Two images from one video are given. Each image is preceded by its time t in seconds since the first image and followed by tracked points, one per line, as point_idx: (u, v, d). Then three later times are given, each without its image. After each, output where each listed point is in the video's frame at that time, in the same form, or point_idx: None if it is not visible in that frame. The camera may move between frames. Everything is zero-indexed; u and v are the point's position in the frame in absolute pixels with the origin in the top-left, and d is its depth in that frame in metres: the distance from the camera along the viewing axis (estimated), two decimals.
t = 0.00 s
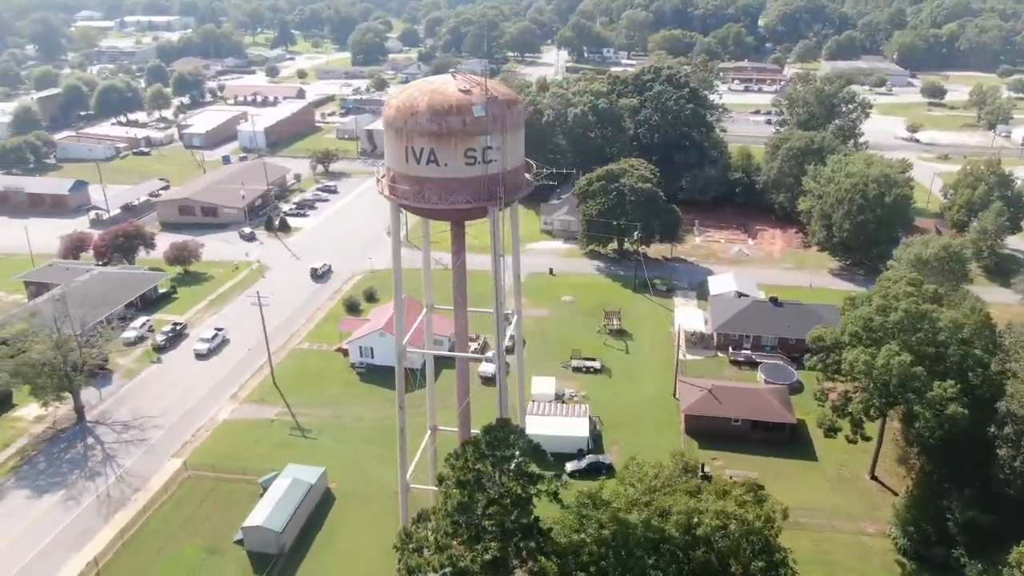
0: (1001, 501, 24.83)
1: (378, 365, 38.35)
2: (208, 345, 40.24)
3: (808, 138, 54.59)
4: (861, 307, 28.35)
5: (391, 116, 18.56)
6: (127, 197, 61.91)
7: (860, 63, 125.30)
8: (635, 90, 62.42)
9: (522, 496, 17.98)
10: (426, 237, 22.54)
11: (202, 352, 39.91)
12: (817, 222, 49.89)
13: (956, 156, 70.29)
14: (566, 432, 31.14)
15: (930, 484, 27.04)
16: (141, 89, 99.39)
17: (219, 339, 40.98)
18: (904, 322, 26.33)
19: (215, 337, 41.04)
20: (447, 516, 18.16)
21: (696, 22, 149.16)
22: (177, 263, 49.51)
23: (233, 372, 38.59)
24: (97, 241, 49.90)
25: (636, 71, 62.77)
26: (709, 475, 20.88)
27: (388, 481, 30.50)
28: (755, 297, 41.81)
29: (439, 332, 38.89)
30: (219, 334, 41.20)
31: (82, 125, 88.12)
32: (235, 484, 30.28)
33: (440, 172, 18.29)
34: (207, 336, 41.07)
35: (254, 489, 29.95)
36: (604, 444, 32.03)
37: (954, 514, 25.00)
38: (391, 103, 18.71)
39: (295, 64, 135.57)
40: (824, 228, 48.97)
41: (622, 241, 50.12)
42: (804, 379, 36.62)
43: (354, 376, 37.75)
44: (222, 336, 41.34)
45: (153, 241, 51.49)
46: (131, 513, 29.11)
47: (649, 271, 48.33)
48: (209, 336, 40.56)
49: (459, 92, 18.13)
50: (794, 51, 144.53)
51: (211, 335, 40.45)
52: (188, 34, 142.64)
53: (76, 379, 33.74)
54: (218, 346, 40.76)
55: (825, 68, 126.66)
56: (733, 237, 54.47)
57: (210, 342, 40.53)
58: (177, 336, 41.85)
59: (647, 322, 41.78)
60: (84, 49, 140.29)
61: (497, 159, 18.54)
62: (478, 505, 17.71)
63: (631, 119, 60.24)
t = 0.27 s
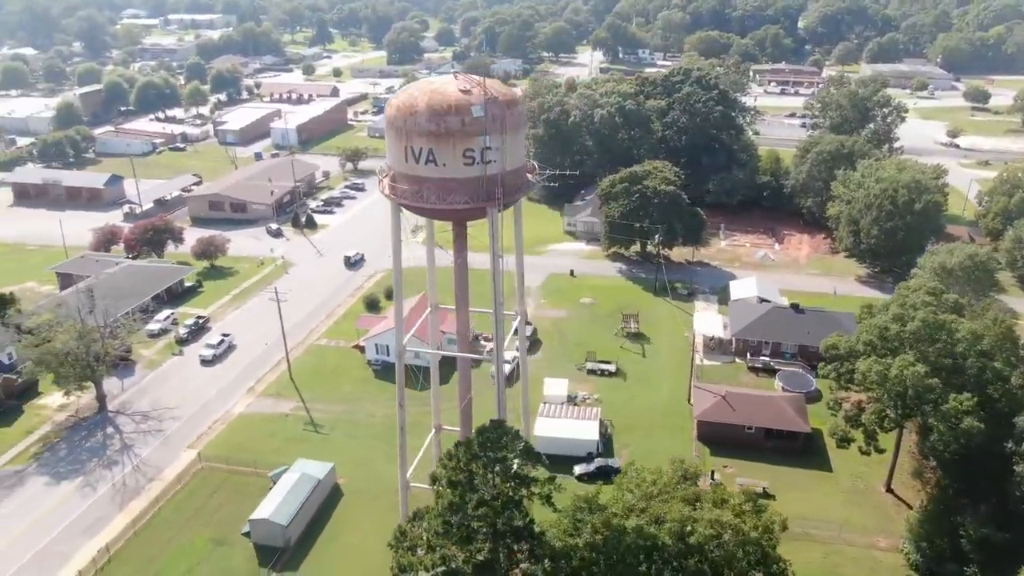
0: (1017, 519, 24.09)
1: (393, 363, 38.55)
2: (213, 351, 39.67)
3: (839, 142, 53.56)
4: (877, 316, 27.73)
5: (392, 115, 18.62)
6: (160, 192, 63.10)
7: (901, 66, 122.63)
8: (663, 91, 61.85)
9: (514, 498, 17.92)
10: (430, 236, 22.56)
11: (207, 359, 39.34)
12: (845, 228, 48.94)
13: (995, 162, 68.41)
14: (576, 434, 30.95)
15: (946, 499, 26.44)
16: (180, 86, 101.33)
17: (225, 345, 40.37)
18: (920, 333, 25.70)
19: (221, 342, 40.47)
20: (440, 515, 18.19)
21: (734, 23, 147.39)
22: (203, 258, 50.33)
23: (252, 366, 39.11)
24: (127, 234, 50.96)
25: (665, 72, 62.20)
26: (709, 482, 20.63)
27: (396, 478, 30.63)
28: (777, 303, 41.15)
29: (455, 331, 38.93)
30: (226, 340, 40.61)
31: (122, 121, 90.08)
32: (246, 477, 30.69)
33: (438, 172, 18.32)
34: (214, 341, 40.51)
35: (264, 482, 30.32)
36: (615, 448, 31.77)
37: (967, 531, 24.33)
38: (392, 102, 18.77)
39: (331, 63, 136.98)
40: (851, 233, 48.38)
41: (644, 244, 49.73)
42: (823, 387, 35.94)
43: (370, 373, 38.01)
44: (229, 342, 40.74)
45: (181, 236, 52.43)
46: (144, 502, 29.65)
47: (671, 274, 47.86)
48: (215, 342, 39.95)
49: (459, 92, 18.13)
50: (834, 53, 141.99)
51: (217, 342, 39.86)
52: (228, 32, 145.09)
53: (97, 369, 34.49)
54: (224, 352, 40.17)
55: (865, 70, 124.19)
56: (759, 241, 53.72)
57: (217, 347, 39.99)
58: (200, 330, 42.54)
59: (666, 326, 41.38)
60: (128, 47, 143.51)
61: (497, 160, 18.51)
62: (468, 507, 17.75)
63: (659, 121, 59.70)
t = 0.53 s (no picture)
0: None
1: (409, 361, 38.69)
2: (217, 358, 39.08)
3: (870, 147, 52.48)
4: (894, 325, 27.05)
5: (392, 115, 18.67)
6: (192, 187, 64.20)
7: (945, 71, 119.67)
8: (693, 93, 61.20)
9: (503, 500, 17.83)
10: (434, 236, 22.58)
11: (210, 365, 38.77)
12: (873, 234, 47.96)
13: None
14: (585, 437, 30.73)
15: (962, 515, 25.69)
16: (217, 84, 102.97)
17: (229, 351, 39.77)
18: (936, 343, 24.99)
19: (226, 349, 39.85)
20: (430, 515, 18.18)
21: (773, 25, 145.16)
22: (230, 253, 51.06)
23: (271, 360, 39.59)
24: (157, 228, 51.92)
25: (695, 74, 61.55)
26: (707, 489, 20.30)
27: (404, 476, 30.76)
28: (800, 310, 40.45)
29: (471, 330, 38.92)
30: (230, 347, 39.99)
31: (160, 117, 91.84)
32: (258, 470, 31.06)
33: (437, 172, 18.33)
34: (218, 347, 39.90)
35: (274, 476, 30.68)
36: (624, 452, 31.51)
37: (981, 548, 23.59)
38: (393, 102, 18.81)
39: (367, 62, 138.16)
40: (880, 239, 47.42)
41: (667, 247, 49.26)
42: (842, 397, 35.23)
43: (385, 370, 38.21)
44: (233, 348, 40.15)
45: (209, 231, 53.26)
46: (158, 492, 30.19)
47: (693, 278, 47.33)
48: (219, 348, 39.35)
49: (458, 92, 18.11)
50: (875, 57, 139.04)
51: (221, 347, 39.27)
52: (267, 31, 147.07)
53: (119, 360, 35.20)
54: (228, 359, 39.57)
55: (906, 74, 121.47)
56: (786, 247, 52.88)
57: (221, 354, 39.40)
58: (222, 324, 43.15)
59: (685, 331, 40.93)
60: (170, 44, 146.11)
61: (495, 161, 18.47)
62: (455, 507, 17.70)
63: (687, 123, 59.09)
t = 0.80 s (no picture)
0: None
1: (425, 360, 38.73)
2: (219, 364, 38.40)
3: (903, 151, 51.30)
4: (910, 334, 26.33)
5: (394, 114, 18.74)
6: (223, 183, 65.23)
7: (990, 74, 116.49)
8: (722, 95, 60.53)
9: (493, 501, 17.78)
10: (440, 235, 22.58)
11: (212, 371, 38.16)
12: (902, 241, 46.91)
13: None
14: (595, 440, 30.50)
15: (976, 531, 24.94)
16: (254, 81, 104.50)
17: (232, 357, 39.13)
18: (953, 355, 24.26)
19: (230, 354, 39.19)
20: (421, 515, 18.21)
21: (812, 26, 142.73)
22: (255, 248, 51.76)
23: (290, 356, 40.03)
24: (186, 223, 52.85)
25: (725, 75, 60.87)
26: (705, 497, 20.00)
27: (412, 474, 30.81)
28: (822, 317, 39.73)
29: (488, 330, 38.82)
30: (235, 352, 39.32)
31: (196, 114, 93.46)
32: (270, 464, 31.44)
33: (435, 172, 18.36)
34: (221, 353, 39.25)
35: (284, 470, 31.03)
36: (634, 457, 31.23)
37: (994, 565, 22.87)
38: (394, 100, 18.87)
39: (402, 61, 139.09)
40: (909, 246, 46.41)
41: (690, 251, 48.76)
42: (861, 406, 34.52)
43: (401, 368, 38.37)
44: (237, 353, 39.50)
45: (236, 226, 54.04)
46: (171, 482, 30.72)
47: (716, 282, 46.75)
48: (221, 354, 38.70)
49: (458, 92, 18.10)
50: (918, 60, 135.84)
51: (223, 353, 38.61)
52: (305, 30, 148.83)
53: (140, 351, 35.91)
54: (231, 365, 38.94)
55: (949, 78, 118.46)
56: (813, 252, 52.03)
57: (225, 360, 38.80)
58: (244, 318, 43.73)
59: (704, 335, 40.42)
60: (211, 42, 148.68)
61: (494, 161, 18.44)
62: (446, 508, 17.74)
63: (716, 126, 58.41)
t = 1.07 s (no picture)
0: None
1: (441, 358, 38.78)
2: (220, 370, 37.85)
3: (936, 156, 50.09)
4: (928, 344, 25.64)
5: (394, 113, 18.81)
6: (254, 179, 66.18)
7: None
8: (752, 97, 59.78)
9: (483, 502, 17.74)
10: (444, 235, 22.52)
11: (212, 378, 37.60)
12: (932, 248, 45.74)
13: None
14: (604, 444, 30.28)
15: (991, 549, 24.21)
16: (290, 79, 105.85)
17: (233, 363, 38.58)
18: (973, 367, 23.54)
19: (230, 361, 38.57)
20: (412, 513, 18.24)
21: (854, 27, 140.02)
22: (281, 244, 52.41)
23: (308, 351, 40.44)
24: (214, 218, 53.74)
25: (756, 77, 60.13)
26: (702, 504, 19.70)
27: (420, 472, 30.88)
28: (844, 324, 38.98)
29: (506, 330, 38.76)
30: (235, 360, 38.71)
31: (232, 110, 95.00)
32: (281, 458, 31.80)
33: (434, 172, 18.39)
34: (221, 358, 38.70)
35: (295, 464, 31.36)
36: (644, 462, 30.94)
37: None
38: (396, 100, 18.94)
39: (437, 60, 139.74)
40: (940, 254, 45.32)
41: (713, 255, 48.22)
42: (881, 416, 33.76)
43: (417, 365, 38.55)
44: (238, 359, 38.97)
45: (263, 222, 54.80)
46: (185, 472, 31.25)
47: (739, 286, 46.13)
48: (222, 360, 38.16)
49: (458, 92, 18.09)
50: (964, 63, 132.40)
51: (224, 359, 38.07)
52: (343, 29, 150.31)
53: (161, 343, 36.63)
54: (231, 371, 38.37)
55: (995, 81, 115.22)
56: (841, 257, 51.09)
57: (225, 366, 38.21)
58: (265, 312, 44.31)
59: (724, 341, 39.87)
60: (251, 40, 150.92)
61: (493, 161, 18.41)
62: (437, 508, 17.75)
63: (745, 129, 57.69)
